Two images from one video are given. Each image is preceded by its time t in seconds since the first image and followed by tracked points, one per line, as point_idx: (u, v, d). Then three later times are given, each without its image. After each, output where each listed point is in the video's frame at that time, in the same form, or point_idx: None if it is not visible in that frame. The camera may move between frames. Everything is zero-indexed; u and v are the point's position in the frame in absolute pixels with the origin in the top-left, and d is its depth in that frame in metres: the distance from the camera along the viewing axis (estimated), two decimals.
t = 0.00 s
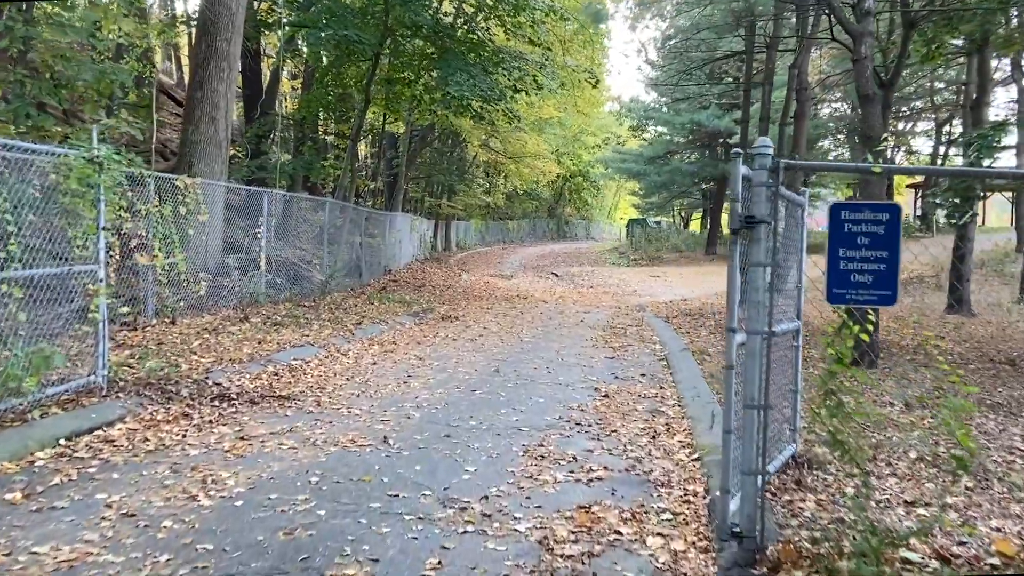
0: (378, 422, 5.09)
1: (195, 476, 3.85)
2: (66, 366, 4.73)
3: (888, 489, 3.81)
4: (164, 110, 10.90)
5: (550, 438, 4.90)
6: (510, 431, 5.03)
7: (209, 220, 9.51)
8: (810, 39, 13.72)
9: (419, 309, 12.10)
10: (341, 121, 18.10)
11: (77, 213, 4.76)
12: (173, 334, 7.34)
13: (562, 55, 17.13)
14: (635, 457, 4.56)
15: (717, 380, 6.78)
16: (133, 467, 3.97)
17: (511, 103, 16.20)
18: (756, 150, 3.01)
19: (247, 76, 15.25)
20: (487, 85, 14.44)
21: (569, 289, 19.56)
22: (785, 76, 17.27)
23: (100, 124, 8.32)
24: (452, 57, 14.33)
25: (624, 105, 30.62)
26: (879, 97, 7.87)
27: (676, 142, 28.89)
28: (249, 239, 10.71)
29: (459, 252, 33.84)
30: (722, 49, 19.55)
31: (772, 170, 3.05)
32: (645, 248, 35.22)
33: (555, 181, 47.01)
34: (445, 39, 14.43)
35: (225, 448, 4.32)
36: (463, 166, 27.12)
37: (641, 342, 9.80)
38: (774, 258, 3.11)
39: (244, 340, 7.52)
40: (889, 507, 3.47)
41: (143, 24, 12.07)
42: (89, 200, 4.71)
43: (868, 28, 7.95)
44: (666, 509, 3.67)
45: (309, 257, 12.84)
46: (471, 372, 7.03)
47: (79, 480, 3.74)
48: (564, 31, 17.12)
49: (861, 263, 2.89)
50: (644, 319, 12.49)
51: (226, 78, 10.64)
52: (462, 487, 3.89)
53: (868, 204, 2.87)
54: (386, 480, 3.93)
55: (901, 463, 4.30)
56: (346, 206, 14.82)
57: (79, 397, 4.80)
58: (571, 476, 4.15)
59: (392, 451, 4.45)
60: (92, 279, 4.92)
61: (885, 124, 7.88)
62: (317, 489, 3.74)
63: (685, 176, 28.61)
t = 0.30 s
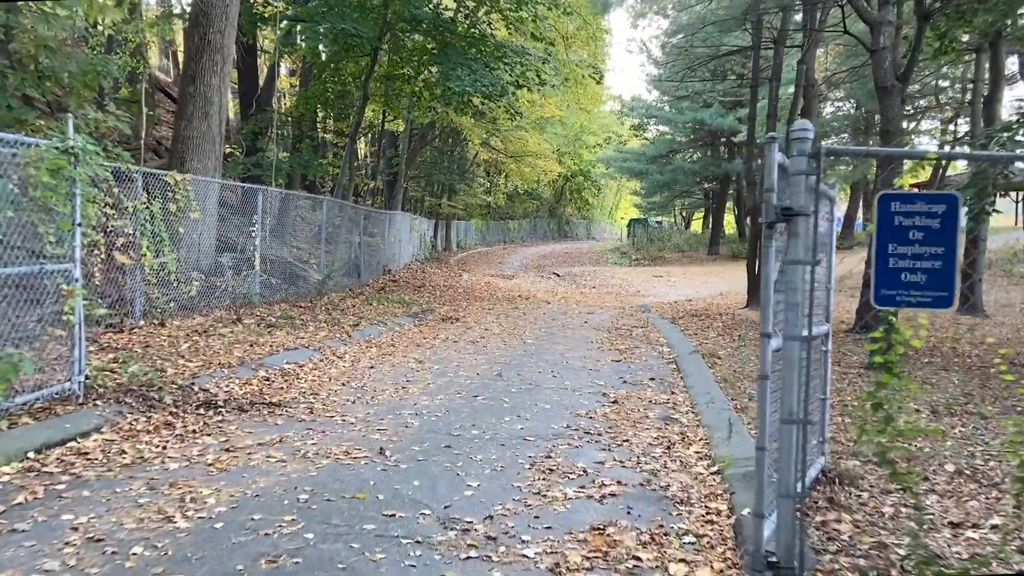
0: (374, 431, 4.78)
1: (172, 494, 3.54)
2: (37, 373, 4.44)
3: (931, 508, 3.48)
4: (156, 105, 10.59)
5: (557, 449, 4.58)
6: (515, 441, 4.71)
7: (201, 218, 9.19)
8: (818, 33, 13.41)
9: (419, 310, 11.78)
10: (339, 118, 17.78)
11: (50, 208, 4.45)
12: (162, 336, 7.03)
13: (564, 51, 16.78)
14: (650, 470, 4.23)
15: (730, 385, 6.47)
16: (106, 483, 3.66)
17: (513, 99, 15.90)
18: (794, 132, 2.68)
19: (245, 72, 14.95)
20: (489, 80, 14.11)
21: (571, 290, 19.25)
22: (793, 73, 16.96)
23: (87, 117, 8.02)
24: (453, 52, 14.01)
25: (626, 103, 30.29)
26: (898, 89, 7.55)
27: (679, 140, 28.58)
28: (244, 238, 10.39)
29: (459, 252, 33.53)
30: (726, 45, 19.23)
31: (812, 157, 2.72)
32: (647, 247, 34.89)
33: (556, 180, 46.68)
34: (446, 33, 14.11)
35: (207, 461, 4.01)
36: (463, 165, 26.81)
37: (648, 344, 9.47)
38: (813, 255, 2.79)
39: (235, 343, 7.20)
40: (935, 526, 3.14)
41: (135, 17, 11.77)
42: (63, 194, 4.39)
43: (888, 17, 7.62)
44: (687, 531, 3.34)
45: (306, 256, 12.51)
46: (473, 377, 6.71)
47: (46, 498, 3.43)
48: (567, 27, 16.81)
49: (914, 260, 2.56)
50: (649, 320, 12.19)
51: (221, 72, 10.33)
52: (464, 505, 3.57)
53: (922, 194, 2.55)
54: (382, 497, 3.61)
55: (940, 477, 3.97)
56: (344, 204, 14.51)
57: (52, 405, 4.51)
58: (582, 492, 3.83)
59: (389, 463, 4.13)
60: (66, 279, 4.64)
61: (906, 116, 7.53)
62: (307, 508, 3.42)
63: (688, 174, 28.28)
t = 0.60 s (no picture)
0: (372, 442, 4.44)
1: (148, 515, 3.20)
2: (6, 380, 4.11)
3: (988, 533, 3.13)
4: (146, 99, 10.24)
5: (569, 462, 4.24)
6: (523, 453, 4.37)
7: (191, 215, 8.85)
8: (827, 26, 13.09)
9: (418, 311, 11.45)
10: (337, 115, 17.44)
11: (19, 200, 4.11)
12: (150, 339, 6.70)
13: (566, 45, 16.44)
14: (670, 486, 3.89)
15: (748, 390, 6.13)
16: (75, 503, 3.32)
17: (514, 95, 15.55)
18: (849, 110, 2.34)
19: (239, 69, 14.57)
20: (491, 74, 13.78)
21: (573, 290, 18.90)
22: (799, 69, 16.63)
23: (72, 109, 7.68)
24: (453, 45, 13.68)
25: (626, 101, 29.95)
26: (920, 79, 7.21)
27: (681, 138, 28.23)
28: (237, 236, 10.05)
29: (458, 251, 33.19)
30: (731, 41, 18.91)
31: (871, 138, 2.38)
32: (648, 247, 34.54)
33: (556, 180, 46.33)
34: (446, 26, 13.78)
35: (189, 477, 3.67)
36: (463, 164, 26.48)
37: (656, 347, 9.13)
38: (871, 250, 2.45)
39: (226, 346, 6.87)
40: (999, 553, 2.80)
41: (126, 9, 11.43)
42: (33, 185, 4.05)
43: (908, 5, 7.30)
44: (719, 558, 3.00)
45: (302, 255, 12.17)
46: (476, 381, 6.37)
47: (8, 521, 3.09)
48: (569, 21, 16.48)
49: (991, 256, 2.22)
50: (655, 321, 11.85)
51: (213, 65, 9.99)
52: (470, 529, 3.22)
53: (1001, 180, 2.21)
54: (380, 519, 3.27)
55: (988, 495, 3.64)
56: (341, 202, 14.18)
57: (22, 414, 4.18)
58: (598, 512, 3.49)
59: (387, 479, 3.79)
60: (38, 278, 4.30)
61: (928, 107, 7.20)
62: (296, 533, 3.08)
63: (690, 173, 27.94)
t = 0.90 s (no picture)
0: (362, 452, 4.08)
1: (107, 540, 2.84)
2: None
3: None
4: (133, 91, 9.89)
5: (577, 475, 3.88)
6: (525, 464, 4.01)
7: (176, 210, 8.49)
8: (834, 18, 12.77)
9: (416, 310, 11.09)
10: (332, 111, 17.10)
11: None
12: (131, 341, 6.35)
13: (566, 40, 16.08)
14: (690, 503, 3.53)
15: (763, 394, 5.78)
16: (26, 525, 2.96)
17: (513, 89, 15.21)
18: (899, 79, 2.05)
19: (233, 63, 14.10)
20: (490, 67, 13.44)
21: (573, 289, 18.53)
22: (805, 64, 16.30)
23: (51, 99, 7.33)
24: (451, 38, 13.33)
25: (626, 98, 29.60)
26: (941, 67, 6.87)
27: (681, 136, 27.89)
28: (227, 233, 9.68)
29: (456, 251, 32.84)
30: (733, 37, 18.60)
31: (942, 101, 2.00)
32: (648, 246, 34.16)
33: (554, 179, 46.02)
34: (443, 18, 13.44)
35: (158, 495, 3.32)
36: (460, 162, 26.13)
37: (663, 347, 8.78)
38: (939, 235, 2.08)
39: (212, 347, 6.52)
40: None
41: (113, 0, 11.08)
42: None
43: None
44: None
45: (296, 253, 11.82)
46: (475, 385, 6.02)
47: None
48: (569, 15, 16.15)
49: None
50: (658, 321, 11.52)
51: (201, 55, 9.66)
52: (469, 555, 2.87)
53: None
54: (368, 544, 2.91)
55: None
56: (336, 199, 13.82)
57: None
58: (610, 533, 3.13)
59: (377, 496, 3.43)
60: None
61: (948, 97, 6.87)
62: (273, 562, 2.72)
63: (691, 171, 27.59)
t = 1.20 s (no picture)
0: (347, 480, 3.72)
1: None
2: None
3: None
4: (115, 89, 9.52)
5: (583, 507, 3.52)
6: (527, 494, 3.65)
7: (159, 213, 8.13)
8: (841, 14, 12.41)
9: (411, 315, 10.73)
10: (326, 110, 16.73)
11: None
12: (106, 352, 5.97)
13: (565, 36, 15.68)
14: (711, 541, 3.18)
15: (780, 409, 5.42)
16: None
17: (510, 87, 14.84)
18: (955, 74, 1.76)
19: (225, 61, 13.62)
20: (487, 64, 13.08)
21: (573, 291, 18.14)
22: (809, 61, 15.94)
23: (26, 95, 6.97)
24: (447, 34, 12.97)
25: (625, 98, 29.26)
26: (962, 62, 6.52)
27: (680, 135, 27.53)
28: (215, 236, 9.32)
29: (454, 252, 32.47)
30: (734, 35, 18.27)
31: None
32: (647, 247, 33.78)
33: (552, 179, 45.65)
34: (439, 13, 13.07)
35: (115, 537, 2.95)
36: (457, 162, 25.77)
37: (668, 355, 8.40)
38: None
39: (193, 359, 6.14)
40: None
41: None
42: None
43: None
44: None
45: (288, 257, 11.47)
46: (473, 399, 5.66)
47: None
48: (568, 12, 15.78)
49: None
50: (661, 326, 11.16)
51: (187, 51, 9.33)
52: None
53: None
54: None
55: None
56: (330, 201, 13.46)
57: None
58: None
59: (362, 536, 3.07)
60: None
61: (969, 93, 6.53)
62: None
63: (691, 171, 27.23)
